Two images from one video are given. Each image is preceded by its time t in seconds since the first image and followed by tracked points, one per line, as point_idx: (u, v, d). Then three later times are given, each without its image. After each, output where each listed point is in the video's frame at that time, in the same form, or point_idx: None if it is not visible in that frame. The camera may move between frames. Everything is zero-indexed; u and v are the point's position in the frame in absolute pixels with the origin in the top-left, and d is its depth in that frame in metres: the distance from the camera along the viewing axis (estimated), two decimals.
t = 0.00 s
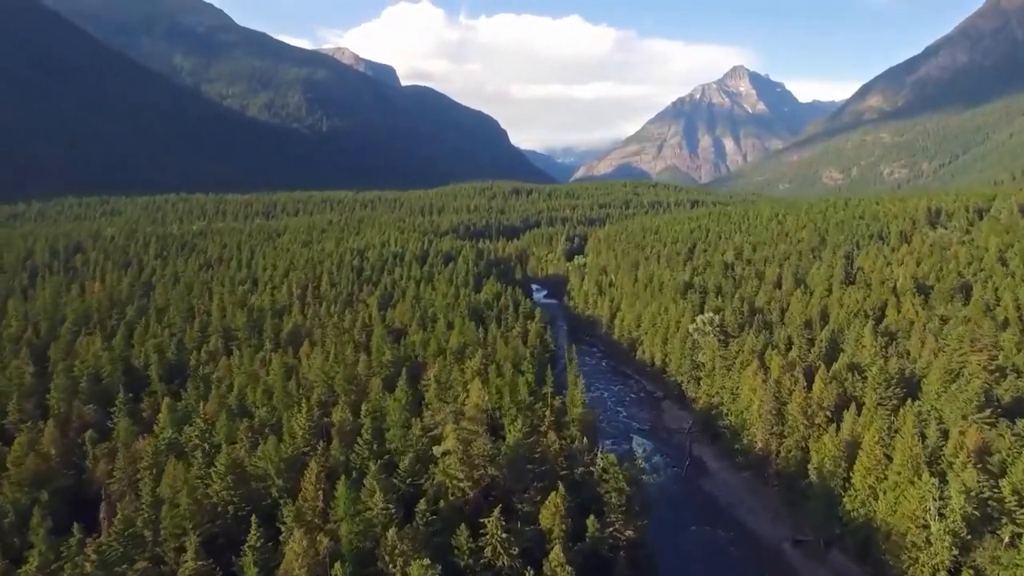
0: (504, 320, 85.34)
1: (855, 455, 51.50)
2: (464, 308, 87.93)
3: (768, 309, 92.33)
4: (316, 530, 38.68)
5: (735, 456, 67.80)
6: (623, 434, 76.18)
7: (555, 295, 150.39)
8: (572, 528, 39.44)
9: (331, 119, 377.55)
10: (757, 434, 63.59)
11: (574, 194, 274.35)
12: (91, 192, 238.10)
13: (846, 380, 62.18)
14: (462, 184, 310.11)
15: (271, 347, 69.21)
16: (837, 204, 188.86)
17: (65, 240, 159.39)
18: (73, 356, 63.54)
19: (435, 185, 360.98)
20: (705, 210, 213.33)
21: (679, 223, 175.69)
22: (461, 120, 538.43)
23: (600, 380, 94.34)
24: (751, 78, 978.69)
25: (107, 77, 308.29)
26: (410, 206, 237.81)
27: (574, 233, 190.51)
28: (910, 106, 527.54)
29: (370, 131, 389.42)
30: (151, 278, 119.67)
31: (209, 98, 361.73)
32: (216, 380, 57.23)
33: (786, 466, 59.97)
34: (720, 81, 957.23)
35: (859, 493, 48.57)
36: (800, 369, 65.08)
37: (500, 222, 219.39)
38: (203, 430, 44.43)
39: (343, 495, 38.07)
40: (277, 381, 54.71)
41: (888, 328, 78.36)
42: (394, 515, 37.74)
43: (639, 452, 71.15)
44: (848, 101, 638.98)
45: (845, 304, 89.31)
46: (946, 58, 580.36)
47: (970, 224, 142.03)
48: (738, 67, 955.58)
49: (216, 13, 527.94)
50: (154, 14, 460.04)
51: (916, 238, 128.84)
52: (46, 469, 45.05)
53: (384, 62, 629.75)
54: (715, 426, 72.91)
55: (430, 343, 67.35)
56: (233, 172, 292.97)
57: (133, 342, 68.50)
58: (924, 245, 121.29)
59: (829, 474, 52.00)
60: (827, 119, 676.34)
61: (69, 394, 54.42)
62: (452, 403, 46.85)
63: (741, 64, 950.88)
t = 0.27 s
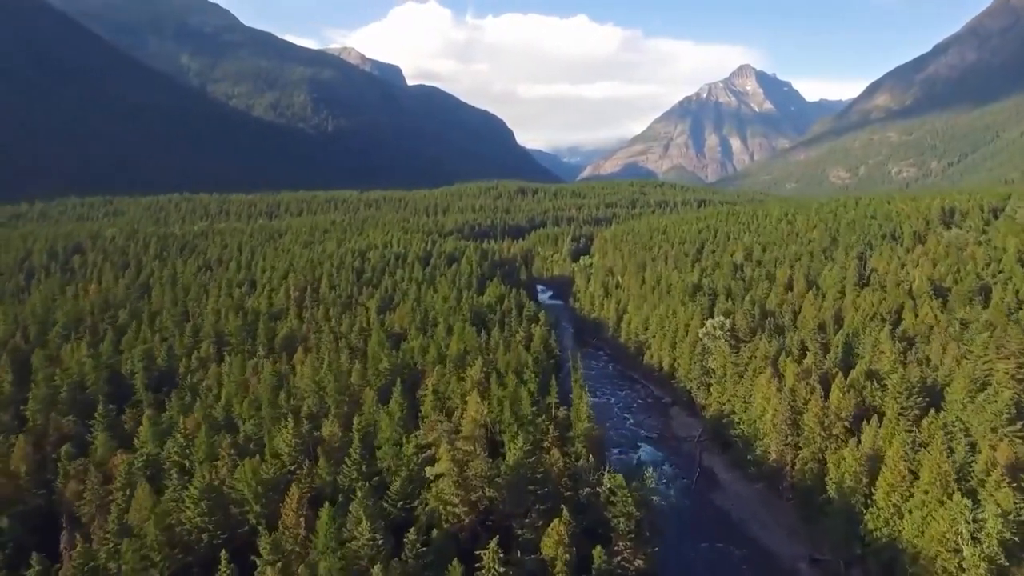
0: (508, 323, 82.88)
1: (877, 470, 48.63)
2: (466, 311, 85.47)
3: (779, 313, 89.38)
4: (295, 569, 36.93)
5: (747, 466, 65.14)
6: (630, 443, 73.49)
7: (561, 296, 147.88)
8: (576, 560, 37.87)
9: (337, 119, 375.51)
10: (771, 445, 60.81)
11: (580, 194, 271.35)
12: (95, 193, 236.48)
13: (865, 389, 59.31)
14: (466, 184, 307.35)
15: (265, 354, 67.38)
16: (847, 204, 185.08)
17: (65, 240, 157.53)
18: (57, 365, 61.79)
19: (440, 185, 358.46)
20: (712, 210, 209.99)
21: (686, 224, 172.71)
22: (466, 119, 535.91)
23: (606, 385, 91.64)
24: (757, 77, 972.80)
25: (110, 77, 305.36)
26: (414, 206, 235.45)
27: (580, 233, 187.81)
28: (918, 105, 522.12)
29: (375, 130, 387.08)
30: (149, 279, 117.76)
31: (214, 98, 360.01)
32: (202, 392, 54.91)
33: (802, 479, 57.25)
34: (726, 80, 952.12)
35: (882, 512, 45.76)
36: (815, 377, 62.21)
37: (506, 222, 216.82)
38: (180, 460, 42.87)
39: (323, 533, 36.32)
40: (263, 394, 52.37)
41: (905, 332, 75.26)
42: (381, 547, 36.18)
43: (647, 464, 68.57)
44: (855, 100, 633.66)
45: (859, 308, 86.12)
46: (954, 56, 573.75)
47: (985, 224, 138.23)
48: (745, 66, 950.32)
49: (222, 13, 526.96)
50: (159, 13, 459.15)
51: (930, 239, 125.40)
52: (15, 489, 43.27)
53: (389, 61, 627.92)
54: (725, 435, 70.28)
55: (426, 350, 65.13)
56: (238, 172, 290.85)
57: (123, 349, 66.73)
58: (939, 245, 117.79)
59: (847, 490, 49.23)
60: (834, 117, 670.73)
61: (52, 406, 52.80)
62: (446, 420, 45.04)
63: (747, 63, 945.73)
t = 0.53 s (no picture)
0: (510, 327, 79.82)
1: (902, 490, 45.66)
2: (466, 314, 82.58)
3: (792, 317, 85.98)
4: None
5: (759, 480, 62.03)
6: (637, 453, 70.37)
7: (565, 298, 144.86)
8: None
9: (342, 119, 373.16)
10: (786, 459, 57.68)
11: (585, 194, 267.94)
12: (97, 192, 234.15)
13: (887, 400, 56.12)
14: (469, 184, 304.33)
15: (254, 362, 64.85)
16: (857, 203, 181.21)
17: (63, 240, 155.27)
18: (37, 371, 59.40)
19: (444, 185, 355.55)
20: (719, 209, 206.29)
21: (693, 224, 169.27)
22: (472, 119, 532.99)
23: (611, 391, 88.42)
24: (764, 76, 966.86)
25: (115, 76, 302.57)
26: (417, 205, 232.65)
27: (585, 233, 184.58)
28: (926, 103, 516.58)
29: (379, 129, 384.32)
30: (146, 281, 115.33)
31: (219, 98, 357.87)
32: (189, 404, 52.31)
33: (820, 497, 54.19)
34: (732, 79, 946.48)
35: (910, 536, 42.74)
36: (833, 386, 59.01)
37: (510, 221, 213.82)
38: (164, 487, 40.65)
39: (298, 572, 34.69)
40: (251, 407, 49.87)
41: (925, 338, 71.84)
42: None
43: (653, 476, 65.38)
44: (862, 99, 628.39)
45: (876, 312, 82.73)
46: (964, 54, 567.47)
47: (1001, 224, 134.28)
48: (751, 64, 944.69)
49: (227, 12, 525.34)
50: (164, 12, 457.80)
51: (945, 240, 121.65)
52: None
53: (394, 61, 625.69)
54: (737, 446, 67.08)
55: (423, 357, 62.33)
56: (242, 171, 288.03)
57: (107, 355, 64.33)
58: (956, 245, 114.06)
59: (870, 510, 46.25)
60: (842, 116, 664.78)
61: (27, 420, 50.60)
62: (439, 442, 43.20)
63: (753, 62, 940.27)
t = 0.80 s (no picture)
0: (510, 330, 77.58)
1: (920, 505, 43.43)
2: (465, 317, 80.40)
3: (800, 321, 83.46)
4: None
5: (767, 491, 59.73)
6: (640, 461, 68.03)
7: (567, 299, 142.66)
8: None
9: (344, 118, 371.28)
10: (796, 469, 55.41)
11: (587, 194, 265.46)
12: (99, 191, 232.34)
13: (902, 408, 53.76)
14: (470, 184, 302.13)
15: (244, 368, 63.04)
16: (862, 203, 178.53)
17: (60, 240, 153.33)
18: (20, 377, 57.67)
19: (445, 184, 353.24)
20: (723, 209, 203.62)
21: (697, 224, 166.70)
22: (474, 118, 530.81)
23: (614, 395, 85.97)
24: (767, 75, 962.92)
25: (117, 76, 299.64)
26: (418, 205, 230.47)
27: (587, 233, 182.24)
28: (930, 103, 512.93)
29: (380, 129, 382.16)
30: (141, 282, 113.45)
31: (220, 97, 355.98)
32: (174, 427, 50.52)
33: (832, 510, 51.97)
34: (735, 78, 942.84)
35: (932, 555, 40.76)
36: (846, 393, 56.58)
37: (512, 221, 211.64)
38: (143, 537, 39.89)
39: None
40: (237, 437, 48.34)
41: (939, 344, 69.34)
42: None
43: (656, 486, 62.98)
44: (866, 98, 624.73)
45: (887, 315, 80.23)
46: (969, 53, 563.12)
47: (1012, 224, 131.42)
48: (754, 63, 941.02)
49: (229, 11, 523.58)
50: (166, 11, 456.01)
51: (956, 240, 118.95)
52: None
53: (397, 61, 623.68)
54: (744, 454, 64.80)
55: (418, 363, 60.28)
56: (244, 171, 285.54)
57: (93, 359, 62.57)
58: (967, 246, 111.37)
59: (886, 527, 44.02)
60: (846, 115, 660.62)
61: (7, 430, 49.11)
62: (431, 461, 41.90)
63: (756, 61, 936.65)
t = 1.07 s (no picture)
0: (508, 336, 74.36)
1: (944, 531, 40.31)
2: (460, 321, 77.27)
3: (810, 325, 80.10)
4: None
5: (778, 506, 56.57)
6: (642, 473, 64.81)
7: (568, 301, 139.50)
8: None
9: (346, 118, 368.39)
10: (809, 485, 52.19)
11: (589, 193, 261.99)
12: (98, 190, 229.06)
13: (923, 421, 50.45)
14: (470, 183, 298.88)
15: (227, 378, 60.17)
16: (869, 203, 174.98)
17: (50, 240, 150.15)
18: None
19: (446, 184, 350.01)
20: (728, 209, 199.95)
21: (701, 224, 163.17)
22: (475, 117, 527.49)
23: (615, 402, 82.64)
24: (769, 74, 958.22)
25: (117, 74, 296.26)
26: (417, 204, 227.20)
27: (588, 233, 178.89)
28: (935, 101, 508.51)
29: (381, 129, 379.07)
30: (130, 284, 110.37)
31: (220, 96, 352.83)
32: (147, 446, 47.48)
33: (848, 531, 48.81)
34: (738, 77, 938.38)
35: None
36: (863, 405, 53.21)
37: (512, 221, 208.38)
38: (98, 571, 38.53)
39: None
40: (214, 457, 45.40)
41: (958, 350, 66.01)
42: None
43: (659, 502, 59.76)
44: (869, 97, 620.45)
45: (901, 319, 76.82)
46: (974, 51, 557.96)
47: None
48: (756, 62, 936.68)
49: (229, 9, 520.49)
50: (165, 9, 452.96)
51: (967, 241, 115.49)
52: None
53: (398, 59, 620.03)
54: (752, 467, 61.54)
55: (409, 372, 57.26)
56: (244, 171, 282.09)
57: (67, 368, 59.65)
58: (980, 246, 107.88)
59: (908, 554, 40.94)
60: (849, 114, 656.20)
61: None
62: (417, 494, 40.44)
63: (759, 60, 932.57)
